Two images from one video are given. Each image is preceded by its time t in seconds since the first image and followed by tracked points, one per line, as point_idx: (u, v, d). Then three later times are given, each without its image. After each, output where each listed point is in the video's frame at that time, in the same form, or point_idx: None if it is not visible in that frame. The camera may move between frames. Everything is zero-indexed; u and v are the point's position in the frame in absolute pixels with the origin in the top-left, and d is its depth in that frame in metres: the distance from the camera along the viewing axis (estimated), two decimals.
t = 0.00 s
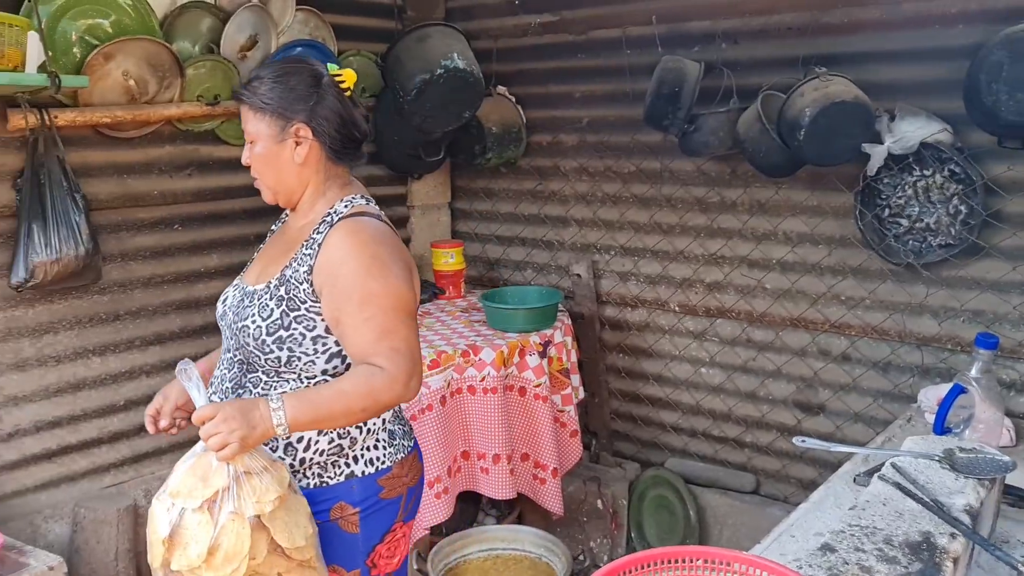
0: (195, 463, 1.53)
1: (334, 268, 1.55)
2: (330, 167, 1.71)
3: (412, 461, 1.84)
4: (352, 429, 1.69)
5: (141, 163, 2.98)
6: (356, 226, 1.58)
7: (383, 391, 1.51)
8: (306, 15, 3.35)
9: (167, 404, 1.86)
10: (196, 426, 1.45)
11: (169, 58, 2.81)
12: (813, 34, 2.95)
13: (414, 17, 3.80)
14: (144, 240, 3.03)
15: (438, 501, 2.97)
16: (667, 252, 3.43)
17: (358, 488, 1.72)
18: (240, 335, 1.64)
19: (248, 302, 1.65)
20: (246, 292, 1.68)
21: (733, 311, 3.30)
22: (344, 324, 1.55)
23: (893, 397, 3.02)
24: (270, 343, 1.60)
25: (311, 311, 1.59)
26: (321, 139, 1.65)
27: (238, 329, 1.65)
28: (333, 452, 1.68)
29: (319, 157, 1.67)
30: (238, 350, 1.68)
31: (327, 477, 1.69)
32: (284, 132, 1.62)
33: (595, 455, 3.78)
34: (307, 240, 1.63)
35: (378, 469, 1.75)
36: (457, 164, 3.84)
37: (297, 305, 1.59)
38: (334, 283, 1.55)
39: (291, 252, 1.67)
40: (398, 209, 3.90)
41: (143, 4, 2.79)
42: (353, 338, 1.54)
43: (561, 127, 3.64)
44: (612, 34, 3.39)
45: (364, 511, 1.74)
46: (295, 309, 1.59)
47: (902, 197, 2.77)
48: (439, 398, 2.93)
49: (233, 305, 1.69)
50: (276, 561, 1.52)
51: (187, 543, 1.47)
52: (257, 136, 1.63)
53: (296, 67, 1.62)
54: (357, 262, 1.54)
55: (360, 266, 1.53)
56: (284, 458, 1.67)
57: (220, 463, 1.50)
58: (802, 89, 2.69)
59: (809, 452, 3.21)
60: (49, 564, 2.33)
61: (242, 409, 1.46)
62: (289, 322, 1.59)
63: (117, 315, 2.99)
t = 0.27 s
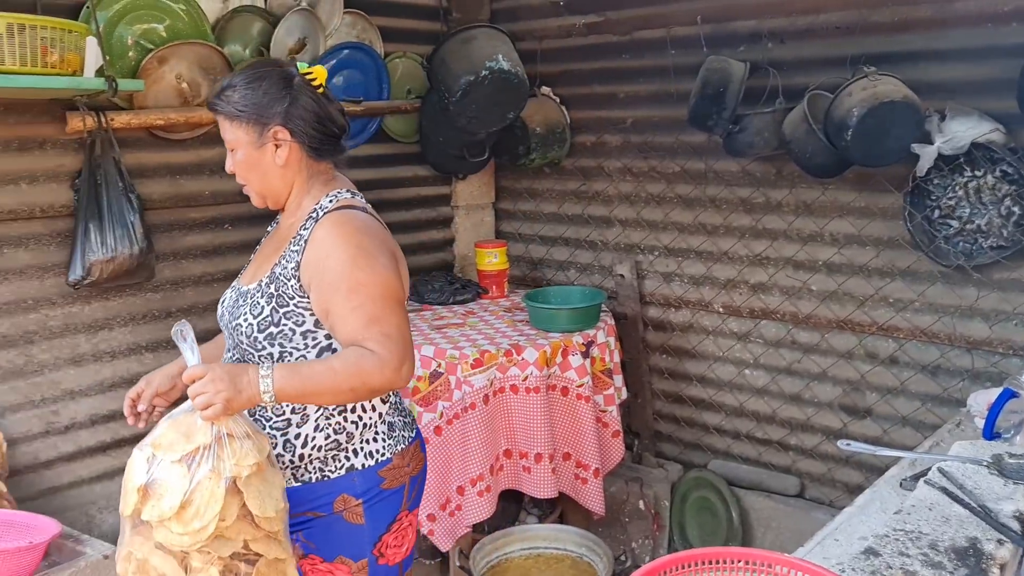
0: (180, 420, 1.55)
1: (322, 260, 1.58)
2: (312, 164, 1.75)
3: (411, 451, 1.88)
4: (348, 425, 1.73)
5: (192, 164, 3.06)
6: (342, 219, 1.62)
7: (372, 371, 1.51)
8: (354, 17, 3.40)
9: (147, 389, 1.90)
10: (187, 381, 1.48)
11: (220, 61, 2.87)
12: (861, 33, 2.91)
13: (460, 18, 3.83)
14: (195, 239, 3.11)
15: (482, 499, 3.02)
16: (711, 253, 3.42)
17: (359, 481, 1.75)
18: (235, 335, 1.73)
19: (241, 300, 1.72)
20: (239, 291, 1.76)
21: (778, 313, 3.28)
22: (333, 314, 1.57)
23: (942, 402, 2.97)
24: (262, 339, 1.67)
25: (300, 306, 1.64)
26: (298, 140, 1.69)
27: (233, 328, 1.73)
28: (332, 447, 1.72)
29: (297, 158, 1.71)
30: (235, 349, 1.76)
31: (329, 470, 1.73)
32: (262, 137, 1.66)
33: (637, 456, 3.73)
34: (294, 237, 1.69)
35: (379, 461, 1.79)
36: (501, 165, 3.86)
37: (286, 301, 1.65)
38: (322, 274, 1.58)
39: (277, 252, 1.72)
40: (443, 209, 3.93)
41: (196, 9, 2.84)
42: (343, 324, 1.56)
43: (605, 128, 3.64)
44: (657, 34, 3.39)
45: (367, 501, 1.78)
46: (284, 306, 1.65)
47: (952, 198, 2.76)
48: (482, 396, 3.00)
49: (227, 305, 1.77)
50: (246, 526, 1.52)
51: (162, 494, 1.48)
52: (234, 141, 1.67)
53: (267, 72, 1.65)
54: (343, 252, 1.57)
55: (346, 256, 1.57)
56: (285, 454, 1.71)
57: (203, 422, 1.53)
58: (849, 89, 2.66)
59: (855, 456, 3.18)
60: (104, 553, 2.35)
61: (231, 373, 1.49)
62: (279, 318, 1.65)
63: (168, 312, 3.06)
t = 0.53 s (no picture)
0: (186, 396, 1.57)
1: (315, 249, 1.64)
2: (299, 166, 1.78)
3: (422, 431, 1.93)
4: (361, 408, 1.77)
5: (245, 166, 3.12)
6: (331, 207, 1.68)
7: (371, 348, 1.56)
8: (403, 21, 3.45)
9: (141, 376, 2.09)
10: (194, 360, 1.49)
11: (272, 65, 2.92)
12: (915, 33, 2.87)
13: (507, 21, 3.85)
14: (248, 239, 3.16)
15: (527, 499, 3.05)
16: (759, 255, 3.40)
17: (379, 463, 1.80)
18: (239, 333, 1.77)
19: (246, 299, 1.78)
20: (241, 294, 1.81)
21: (827, 316, 3.24)
22: (330, 298, 1.63)
23: (996, 408, 2.92)
24: (266, 334, 1.72)
25: (299, 297, 1.69)
26: (282, 144, 1.73)
27: (237, 329, 1.78)
28: (349, 435, 1.76)
29: (282, 162, 1.75)
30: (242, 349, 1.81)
31: (349, 457, 1.77)
32: (247, 142, 1.70)
33: (683, 459, 3.72)
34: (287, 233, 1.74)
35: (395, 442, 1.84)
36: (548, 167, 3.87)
37: (286, 293, 1.70)
38: (316, 262, 1.64)
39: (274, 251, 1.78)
40: (490, 211, 3.96)
41: (249, 14, 2.90)
42: (338, 308, 1.61)
43: (653, 129, 3.64)
44: (705, 36, 3.38)
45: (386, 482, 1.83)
46: (286, 298, 1.70)
47: (1008, 200, 2.65)
48: (527, 396, 3.01)
49: (231, 308, 1.82)
50: (245, 503, 1.54)
51: (165, 467, 1.50)
52: (222, 146, 1.72)
53: (248, 77, 1.68)
54: (334, 239, 1.62)
55: (337, 242, 1.62)
56: (303, 448, 1.74)
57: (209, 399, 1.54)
58: (902, 89, 2.62)
59: (907, 462, 3.13)
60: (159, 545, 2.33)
61: (238, 352, 1.51)
62: (281, 311, 1.71)
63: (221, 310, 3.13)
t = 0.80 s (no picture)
0: (202, 373, 1.64)
1: (294, 224, 1.78)
2: (267, 161, 1.92)
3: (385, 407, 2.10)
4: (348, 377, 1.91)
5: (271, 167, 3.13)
6: (304, 184, 1.84)
7: (365, 307, 1.73)
8: (427, 23, 3.45)
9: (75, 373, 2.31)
10: (209, 338, 1.56)
11: (299, 67, 2.95)
12: (944, 32, 2.85)
13: (532, 22, 3.85)
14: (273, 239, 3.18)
15: (551, 500, 3.06)
16: (784, 257, 3.38)
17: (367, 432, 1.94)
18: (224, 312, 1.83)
19: (227, 281, 1.85)
20: (217, 279, 1.88)
21: (853, 318, 3.22)
22: (316, 267, 1.78)
23: None
24: (255, 308, 1.81)
25: (283, 270, 1.81)
26: (262, 136, 1.88)
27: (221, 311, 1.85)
28: (340, 402, 1.89)
29: (259, 156, 1.89)
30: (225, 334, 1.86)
31: (345, 426, 1.90)
32: (232, 132, 1.83)
33: (707, 461, 3.71)
34: (258, 215, 1.85)
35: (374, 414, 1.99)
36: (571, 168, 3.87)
37: (269, 268, 1.81)
38: (297, 236, 1.78)
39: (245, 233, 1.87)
40: (513, 211, 3.96)
41: (275, 16, 2.92)
42: (325, 276, 1.77)
43: (677, 130, 3.63)
44: (730, 36, 3.37)
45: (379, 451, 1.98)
46: (270, 272, 1.81)
47: None
48: (550, 397, 3.01)
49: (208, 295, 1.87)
50: (277, 463, 1.66)
51: (208, 439, 1.58)
52: (201, 133, 1.81)
53: (232, 75, 1.84)
54: (310, 213, 1.78)
55: (315, 216, 1.78)
56: (299, 417, 1.84)
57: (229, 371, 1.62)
58: (930, 89, 2.60)
59: (934, 466, 3.10)
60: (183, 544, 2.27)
61: (251, 322, 1.60)
62: (268, 284, 1.81)
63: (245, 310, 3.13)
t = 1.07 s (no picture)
0: (269, 341, 1.83)
1: (321, 205, 2.04)
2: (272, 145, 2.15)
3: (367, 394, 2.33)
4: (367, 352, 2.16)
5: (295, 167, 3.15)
6: (322, 169, 2.10)
7: (395, 277, 2.04)
8: (451, 24, 3.46)
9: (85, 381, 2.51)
10: (279, 307, 1.76)
11: (324, 68, 2.97)
12: (972, 32, 2.83)
13: (555, 23, 3.83)
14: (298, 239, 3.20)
15: (573, 500, 3.04)
16: (809, 257, 3.36)
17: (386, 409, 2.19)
18: (259, 289, 2.01)
19: (255, 259, 2.02)
20: (239, 259, 2.04)
21: (879, 319, 3.21)
22: (344, 245, 2.05)
23: None
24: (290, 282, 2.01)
25: (311, 248, 2.05)
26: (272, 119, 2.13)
27: (254, 288, 2.01)
28: (365, 373, 2.14)
29: (270, 139, 2.14)
30: (254, 311, 2.02)
31: (371, 400, 2.15)
32: (255, 111, 2.06)
33: (729, 463, 3.69)
34: (276, 198, 2.08)
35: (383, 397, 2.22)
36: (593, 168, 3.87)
37: (298, 245, 2.03)
38: (324, 216, 2.04)
39: (266, 208, 2.08)
40: (536, 211, 3.96)
41: (300, 17, 2.94)
42: (354, 253, 2.05)
43: (700, 131, 3.62)
44: (754, 36, 3.36)
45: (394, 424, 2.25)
46: (300, 250, 2.03)
47: None
48: (573, 397, 3.00)
49: (234, 275, 2.04)
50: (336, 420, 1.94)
51: (300, 404, 1.80)
52: (230, 111, 2.01)
53: (245, 64, 2.08)
54: (332, 196, 2.05)
55: (337, 198, 2.05)
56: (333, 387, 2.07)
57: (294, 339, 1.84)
58: (958, 88, 2.58)
59: (961, 469, 3.07)
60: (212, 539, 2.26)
61: (313, 292, 1.82)
62: (300, 260, 2.02)
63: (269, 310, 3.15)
